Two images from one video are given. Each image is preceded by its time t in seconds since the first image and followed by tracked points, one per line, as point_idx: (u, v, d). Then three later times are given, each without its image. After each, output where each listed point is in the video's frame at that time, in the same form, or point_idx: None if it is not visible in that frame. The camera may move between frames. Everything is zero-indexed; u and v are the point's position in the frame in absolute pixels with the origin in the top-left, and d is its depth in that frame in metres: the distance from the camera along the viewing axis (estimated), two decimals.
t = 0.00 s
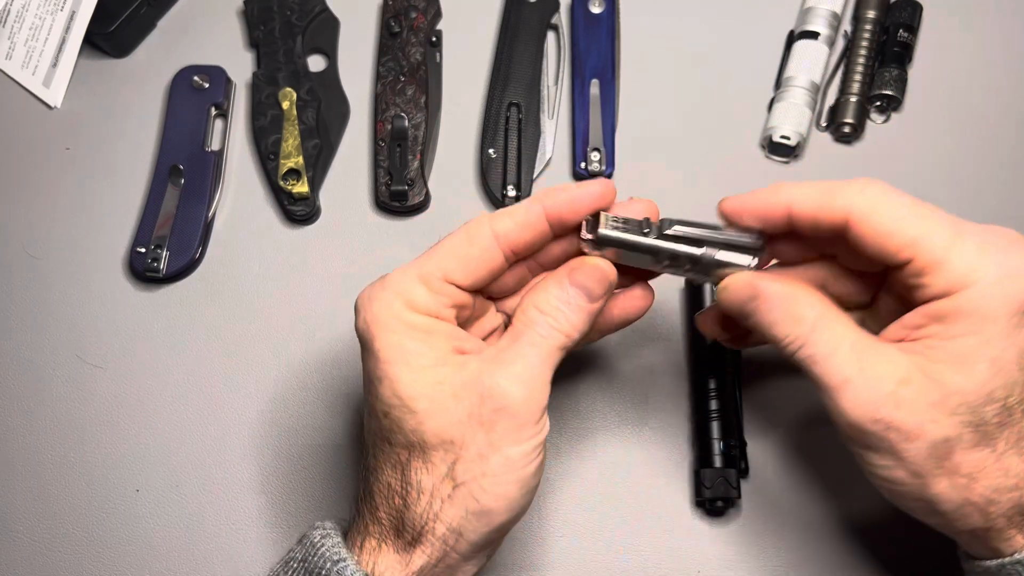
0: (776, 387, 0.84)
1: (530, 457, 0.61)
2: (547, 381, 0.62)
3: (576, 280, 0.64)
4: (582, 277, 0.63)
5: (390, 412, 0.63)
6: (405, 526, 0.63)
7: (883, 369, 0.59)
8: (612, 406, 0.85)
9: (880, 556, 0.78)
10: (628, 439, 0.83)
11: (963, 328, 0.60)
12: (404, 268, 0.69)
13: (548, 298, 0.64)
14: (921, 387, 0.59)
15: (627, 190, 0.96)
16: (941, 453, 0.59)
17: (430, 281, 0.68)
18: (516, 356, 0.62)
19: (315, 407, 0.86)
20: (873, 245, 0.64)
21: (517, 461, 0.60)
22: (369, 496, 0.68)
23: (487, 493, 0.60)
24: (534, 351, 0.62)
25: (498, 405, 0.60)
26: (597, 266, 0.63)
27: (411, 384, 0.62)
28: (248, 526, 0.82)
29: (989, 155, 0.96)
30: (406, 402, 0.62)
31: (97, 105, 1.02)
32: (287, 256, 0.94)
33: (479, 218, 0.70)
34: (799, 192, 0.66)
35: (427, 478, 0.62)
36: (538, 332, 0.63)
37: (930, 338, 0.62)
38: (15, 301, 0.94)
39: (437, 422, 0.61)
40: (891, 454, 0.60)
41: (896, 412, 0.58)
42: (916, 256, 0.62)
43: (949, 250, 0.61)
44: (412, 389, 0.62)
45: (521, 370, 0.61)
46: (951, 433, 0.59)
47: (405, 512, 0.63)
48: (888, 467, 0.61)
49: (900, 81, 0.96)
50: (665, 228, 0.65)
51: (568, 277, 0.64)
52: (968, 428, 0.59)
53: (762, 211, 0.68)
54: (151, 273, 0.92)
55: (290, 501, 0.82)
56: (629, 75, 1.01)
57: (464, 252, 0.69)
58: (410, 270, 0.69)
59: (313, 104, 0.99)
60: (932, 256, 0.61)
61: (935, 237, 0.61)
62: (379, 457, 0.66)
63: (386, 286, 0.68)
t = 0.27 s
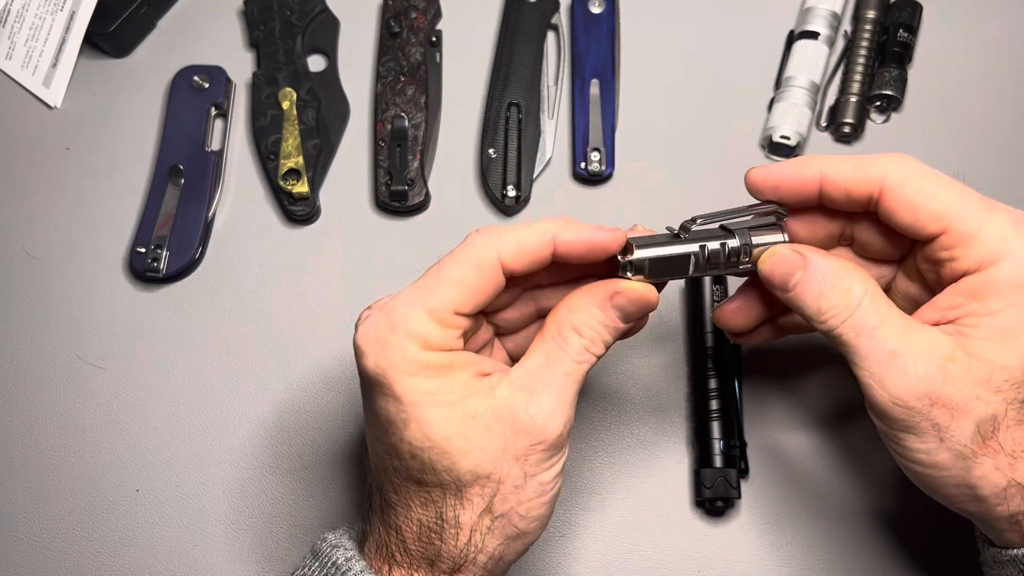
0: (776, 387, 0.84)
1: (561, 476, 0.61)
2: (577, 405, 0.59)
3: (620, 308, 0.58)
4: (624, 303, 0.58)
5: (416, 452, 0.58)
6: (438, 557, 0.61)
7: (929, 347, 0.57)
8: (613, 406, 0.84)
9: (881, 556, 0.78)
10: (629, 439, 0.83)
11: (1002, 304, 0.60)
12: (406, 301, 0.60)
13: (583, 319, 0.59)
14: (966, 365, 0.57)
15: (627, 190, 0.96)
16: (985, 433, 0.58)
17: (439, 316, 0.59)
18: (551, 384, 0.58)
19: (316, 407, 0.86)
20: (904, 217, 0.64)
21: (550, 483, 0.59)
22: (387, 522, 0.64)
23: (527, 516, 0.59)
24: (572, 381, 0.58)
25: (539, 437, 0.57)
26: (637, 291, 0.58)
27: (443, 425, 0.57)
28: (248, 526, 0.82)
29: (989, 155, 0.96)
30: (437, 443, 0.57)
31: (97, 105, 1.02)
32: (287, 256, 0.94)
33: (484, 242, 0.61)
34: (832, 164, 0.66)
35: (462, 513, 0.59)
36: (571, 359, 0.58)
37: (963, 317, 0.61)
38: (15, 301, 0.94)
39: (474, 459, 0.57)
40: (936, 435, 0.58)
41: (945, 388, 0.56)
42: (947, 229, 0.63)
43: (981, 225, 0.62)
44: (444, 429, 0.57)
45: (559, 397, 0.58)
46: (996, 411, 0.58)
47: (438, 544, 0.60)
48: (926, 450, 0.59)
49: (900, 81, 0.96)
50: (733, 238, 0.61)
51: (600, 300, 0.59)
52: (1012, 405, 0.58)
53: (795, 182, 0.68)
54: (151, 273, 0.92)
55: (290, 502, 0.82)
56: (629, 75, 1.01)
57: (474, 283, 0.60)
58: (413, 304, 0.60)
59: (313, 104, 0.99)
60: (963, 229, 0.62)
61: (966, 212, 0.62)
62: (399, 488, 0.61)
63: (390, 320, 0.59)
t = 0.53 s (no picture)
0: (776, 387, 0.84)
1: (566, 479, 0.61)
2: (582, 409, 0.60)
3: (624, 311, 0.59)
4: (627, 306, 0.58)
5: (428, 460, 0.57)
6: (447, 563, 0.61)
7: (932, 347, 0.57)
8: (613, 407, 0.84)
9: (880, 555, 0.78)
10: (629, 439, 0.83)
11: (1005, 304, 0.59)
12: (414, 307, 0.58)
13: (588, 322, 0.59)
14: (970, 365, 0.58)
15: (627, 190, 0.96)
16: (990, 433, 0.58)
17: (448, 321, 0.58)
18: (558, 387, 0.58)
19: (316, 407, 0.86)
20: (904, 218, 0.64)
21: (556, 486, 0.60)
22: (394, 529, 0.63)
23: (535, 520, 0.60)
24: (578, 385, 0.59)
25: (548, 442, 0.57)
26: (639, 296, 0.58)
27: (455, 432, 0.56)
28: (249, 526, 0.82)
29: (989, 155, 0.96)
30: (449, 451, 0.57)
31: (97, 105, 1.02)
32: (287, 256, 0.94)
33: (489, 246, 0.60)
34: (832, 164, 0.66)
35: (472, 519, 0.59)
36: (577, 362, 0.58)
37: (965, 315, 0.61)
38: (15, 301, 0.94)
39: (484, 465, 0.57)
40: (940, 436, 0.58)
41: (949, 390, 0.57)
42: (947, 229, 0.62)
43: (981, 226, 0.61)
44: (456, 437, 0.56)
45: (566, 401, 0.58)
46: (1001, 411, 0.58)
47: (447, 551, 0.60)
48: (932, 452, 0.59)
49: (900, 81, 0.96)
50: (734, 240, 0.61)
51: (605, 303, 0.59)
52: (1017, 405, 0.58)
53: (794, 183, 0.68)
54: (150, 273, 0.92)
55: (290, 502, 0.82)
56: (629, 75, 1.01)
57: (481, 288, 0.59)
58: (422, 310, 0.58)
59: (313, 104, 0.99)
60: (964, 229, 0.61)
61: (966, 212, 0.62)
62: (408, 495, 0.61)
63: (399, 327, 0.58)
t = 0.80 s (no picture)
0: (775, 387, 0.83)
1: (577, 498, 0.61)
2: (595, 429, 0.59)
3: (640, 329, 0.58)
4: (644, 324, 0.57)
5: (436, 488, 0.57)
6: None
7: (922, 346, 0.57)
8: (614, 407, 0.84)
9: (880, 556, 0.78)
10: (629, 439, 0.83)
11: (987, 304, 0.59)
12: (420, 337, 0.56)
13: (602, 343, 0.57)
14: (958, 365, 0.58)
15: (627, 190, 0.96)
16: (979, 432, 0.58)
17: (456, 352, 0.55)
18: (572, 412, 0.56)
19: (316, 408, 0.86)
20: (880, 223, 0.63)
21: (567, 507, 0.60)
22: (402, 546, 0.63)
23: (544, 539, 0.60)
24: (592, 407, 0.57)
25: (559, 467, 0.56)
26: (660, 313, 0.57)
27: (464, 460, 0.55)
28: (249, 527, 0.82)
29: (988, 155, 0.96)
30: (459, 478, 0.56)
31: (97, 105, 1.02)
32: (287, 256, 0.94)
33: (501, 274, 0.56)
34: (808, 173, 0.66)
35: (482, 541, 0.59)
36: (590, 385, 0.57)
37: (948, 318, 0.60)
38: (15, 301, 0.93)
39: (494, 491, 0.56)
40: (930, 434, 0.58)
41: (938, 387, 0.57)
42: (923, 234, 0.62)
43: (957, 229, 0.61)
44: (465, 464, 0.55)
45: (579, 425, 0.56)
46: (988, 410, 0.58)
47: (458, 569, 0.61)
48: (923, 453, 0.59)
49: (900, 81, 0.96)
50: (738, 244, 0.61)
51: (620, 322, 0.58)
52: (1005, 405, 0.58)
53: (771, 191, 0.68)
54: (151, 273, 0.92)
55: (291, 502, 0.82)
56: (629, 75, 1.01)
57: (493, 319, 0.56)
58: (428, 339, 0.55)
59: (313, 104, 0.99)
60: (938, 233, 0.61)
61: (941, 217, 0.61)
62: (416, 516, 0.61)
63: (405, 355, 0.55)
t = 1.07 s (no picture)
0: (775, 387, 0.83)
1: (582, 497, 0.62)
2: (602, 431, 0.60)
3: (646, 330, 0.58)
4: (650, 325, 0.58)
5: (448, 496, 0.56)
6: None
7: (916, 345, 0.57)
8: (614, 407, 0.84)
9: (880, 557, 0.78)
10: (630, 439, 0.83)
11: (971, 305, 0.59)
12: (430, 345, 0.54)
13: (609, 346, 0.58)
14: (951, 365, 0.58)
15: (627, 190, 0.95)
16: (972, 431, 0.58)
17: (467, 362, 0.54)
18: (580, 415, 0.57)
19: (315, 408, 0.86)
20: (863, 229, 0.64)
21: (574, 508, 0.61)
22: (409, 552, 0.63)
23: (552, 541, 0.62)
24: (599, 411, 0.58)
25: (569, 471, 0.57)
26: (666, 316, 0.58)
27: (476, 469, 0.55)
28: (249, 527, 0.82)
29: (988, 155, 0.96)
30: (471, 486, 0.55)
31: (96, 105, 1.02)
32: (287, 256, 0.94)
33: (512, 282, 0.55)
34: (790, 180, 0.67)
35: (493, 545, 0.59)
36: (597, 387, 0.58)
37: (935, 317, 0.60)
38: (14, 301, 0.93)
39: (506, 497, 0.56)
40: (925, 433, 0.58)
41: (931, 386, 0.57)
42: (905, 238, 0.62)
43: (937, 232, 0.61)
44: (478, 473, 0.55)
45: (587, 429, 0.57)
46: (982, 410, 0.58)
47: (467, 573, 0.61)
48: (919, 454, 0.59)
49: (900, 81, 0.96)
50: (734, 249, 0.62)
51: (626, 326, 0.58)
52: (998, 404, 0.58)
53: (754, 199, 0.69)
54: (150, 273, 0.92)
55: (291, 502, 0.82)
56: (629, 75, 1.01)
57: (505, 329, 0.55)
58: (439, 348, 0.54)
59: (313, 104, 0.99)
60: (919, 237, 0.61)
61: (921, 221, 0.61)
62: (425, 523, 0.60)
63: (416, 366, 0.54)
